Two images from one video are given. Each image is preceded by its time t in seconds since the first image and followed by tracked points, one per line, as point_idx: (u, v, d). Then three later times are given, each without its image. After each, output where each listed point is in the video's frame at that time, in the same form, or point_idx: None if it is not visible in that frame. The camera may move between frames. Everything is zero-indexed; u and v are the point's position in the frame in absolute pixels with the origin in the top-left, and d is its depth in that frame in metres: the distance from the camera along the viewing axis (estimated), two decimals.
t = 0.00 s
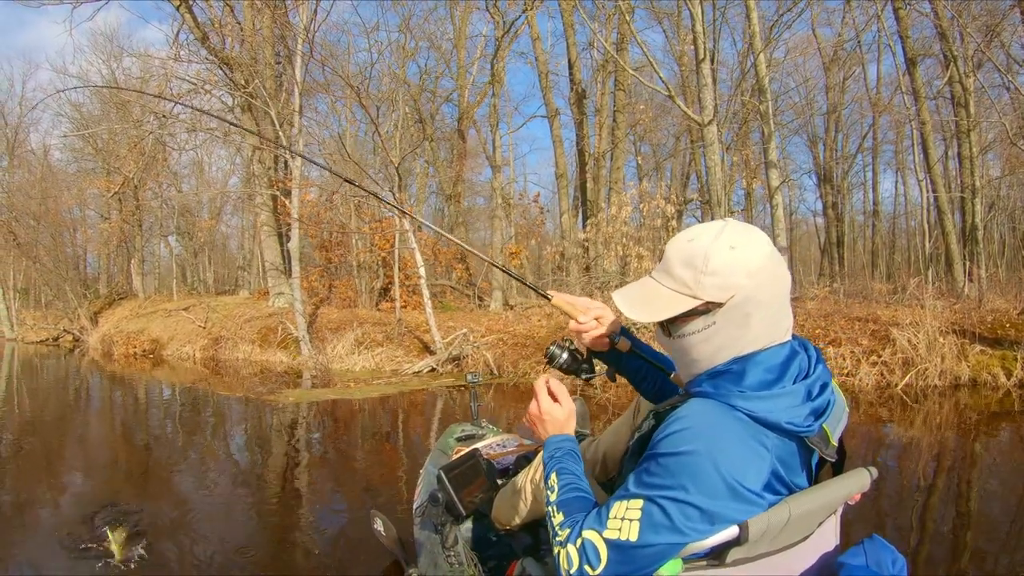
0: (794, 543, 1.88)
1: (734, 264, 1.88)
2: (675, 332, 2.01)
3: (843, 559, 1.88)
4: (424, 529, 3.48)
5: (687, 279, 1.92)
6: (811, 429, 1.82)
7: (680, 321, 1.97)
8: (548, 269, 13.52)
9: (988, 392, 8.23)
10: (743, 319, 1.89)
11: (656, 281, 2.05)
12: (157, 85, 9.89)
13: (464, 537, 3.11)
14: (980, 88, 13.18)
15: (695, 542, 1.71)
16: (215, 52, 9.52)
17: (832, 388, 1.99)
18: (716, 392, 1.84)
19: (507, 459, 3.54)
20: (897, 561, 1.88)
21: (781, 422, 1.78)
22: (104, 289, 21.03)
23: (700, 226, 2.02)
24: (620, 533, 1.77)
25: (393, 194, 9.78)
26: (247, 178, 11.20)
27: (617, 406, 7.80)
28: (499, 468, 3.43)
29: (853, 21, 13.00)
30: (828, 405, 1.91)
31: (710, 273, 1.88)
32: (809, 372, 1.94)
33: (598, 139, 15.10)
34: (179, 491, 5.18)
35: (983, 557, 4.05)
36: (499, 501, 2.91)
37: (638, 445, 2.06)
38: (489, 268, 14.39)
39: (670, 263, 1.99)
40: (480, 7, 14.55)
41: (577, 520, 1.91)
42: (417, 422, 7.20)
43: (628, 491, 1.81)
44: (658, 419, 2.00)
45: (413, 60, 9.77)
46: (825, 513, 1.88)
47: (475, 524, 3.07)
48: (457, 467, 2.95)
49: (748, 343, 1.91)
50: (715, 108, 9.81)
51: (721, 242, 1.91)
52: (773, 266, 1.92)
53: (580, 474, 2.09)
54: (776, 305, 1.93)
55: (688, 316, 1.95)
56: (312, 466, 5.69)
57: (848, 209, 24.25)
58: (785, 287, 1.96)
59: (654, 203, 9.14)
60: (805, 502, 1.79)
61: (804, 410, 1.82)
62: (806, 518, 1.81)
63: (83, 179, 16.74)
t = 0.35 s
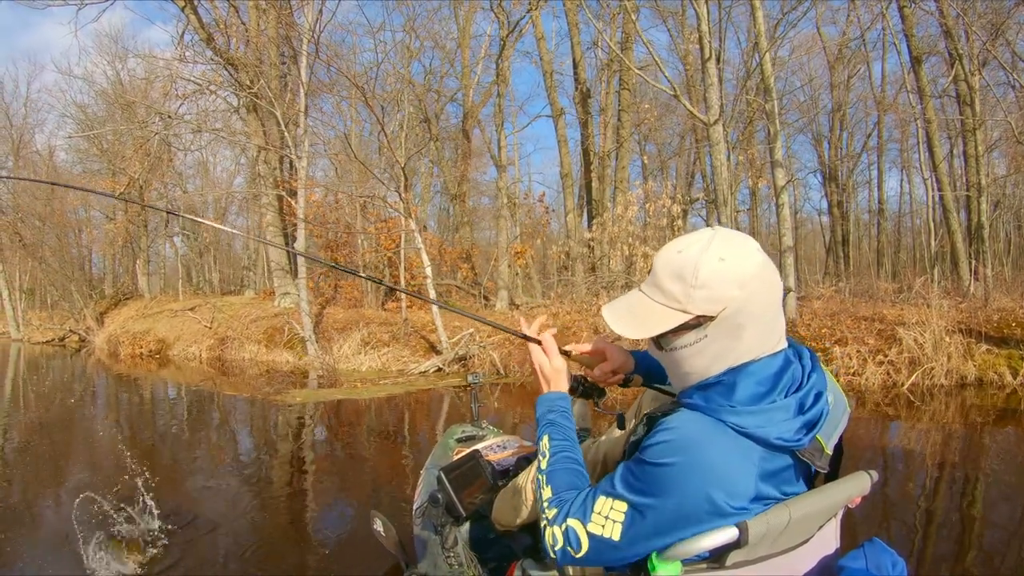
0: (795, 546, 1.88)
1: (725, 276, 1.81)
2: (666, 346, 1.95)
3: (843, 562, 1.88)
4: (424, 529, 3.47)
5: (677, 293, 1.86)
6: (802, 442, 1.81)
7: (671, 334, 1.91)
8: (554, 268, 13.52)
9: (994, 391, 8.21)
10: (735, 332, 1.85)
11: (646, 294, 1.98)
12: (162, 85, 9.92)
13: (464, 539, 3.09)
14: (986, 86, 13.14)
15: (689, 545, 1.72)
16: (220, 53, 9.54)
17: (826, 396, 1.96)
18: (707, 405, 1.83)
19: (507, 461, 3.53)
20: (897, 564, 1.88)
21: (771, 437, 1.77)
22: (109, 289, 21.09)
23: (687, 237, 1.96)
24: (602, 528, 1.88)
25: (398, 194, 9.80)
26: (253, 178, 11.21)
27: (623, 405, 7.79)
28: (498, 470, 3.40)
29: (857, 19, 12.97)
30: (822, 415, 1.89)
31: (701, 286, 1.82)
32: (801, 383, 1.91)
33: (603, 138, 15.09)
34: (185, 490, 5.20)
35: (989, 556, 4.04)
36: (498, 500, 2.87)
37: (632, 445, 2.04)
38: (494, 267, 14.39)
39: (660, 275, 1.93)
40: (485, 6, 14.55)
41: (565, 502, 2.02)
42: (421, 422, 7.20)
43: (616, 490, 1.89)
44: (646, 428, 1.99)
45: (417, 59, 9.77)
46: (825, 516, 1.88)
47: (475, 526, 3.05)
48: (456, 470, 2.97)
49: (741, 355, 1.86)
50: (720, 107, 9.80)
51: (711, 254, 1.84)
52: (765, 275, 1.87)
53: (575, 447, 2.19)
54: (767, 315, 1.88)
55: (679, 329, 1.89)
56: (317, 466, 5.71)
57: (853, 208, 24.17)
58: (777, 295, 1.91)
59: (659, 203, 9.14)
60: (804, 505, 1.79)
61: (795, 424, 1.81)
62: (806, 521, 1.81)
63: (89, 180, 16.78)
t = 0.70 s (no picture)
0: (795, 547, 1.88)
1: (707, 285, 1.83)
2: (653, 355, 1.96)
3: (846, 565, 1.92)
4: (424, 531, 3.43)
5: (660, 302, 1.87)
6: (785, 454, 1.79)
7: (656, 343, 1.92)
8: (557, 267, 13.51)
9: (999, 386, 8.20)
10: (719, 338, 1.86)
11: (631, 303, 1.98)
12: (164, 87, 9.93)
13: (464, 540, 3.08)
14: (988, 81, 13.11)
15: (694, 545, 1.66)
16: (222, 54, 9.56)
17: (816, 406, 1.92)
18: (691, 415, 1.81)
19: (508, 462, 3.53)
20: (898, 567, 1.90)
21: (753, 449, 1.76)
22: (113, 291, 21.13)
23: (670, 246, 1.97)
24: (591, 509, 1.97)
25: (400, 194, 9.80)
26: (256, 179, 11.22)
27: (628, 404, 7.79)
28: (500, 471, 3.41)
29: (859, 15, 12.96)
30: (808, 426, 1.86)
31: (683, 295, 1.83)
32: (788, 394, 1.87)
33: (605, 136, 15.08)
34: (190, 492, 5.23)
35: (995, 553, 4.04)
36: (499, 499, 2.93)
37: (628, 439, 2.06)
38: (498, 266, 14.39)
39: (643, 285, 1.94)
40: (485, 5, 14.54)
41: (569, 476, 2.10)
42: (426, 421, 7.21)
43: (607, 477, 1.93)
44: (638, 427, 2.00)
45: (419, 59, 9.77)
46: (826, 517, 1.87)
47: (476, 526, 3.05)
48: (457, 471, 3.06)
49: (727, 361, 1.88)
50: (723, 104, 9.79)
51: (692, 262, 1.85)
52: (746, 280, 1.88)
53: (600, 429, 2.27)
54: (750, 321, 1.89)
55: (664, 338, 1.91)
56: (322, 466, 5.72)
57: (856, 204, 24.15)
58: (761, 299, 1.92)
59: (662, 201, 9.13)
60: (806, 507, 1.77)
61: (779, 435, 1.80)
62: (806, 524, 1.80)
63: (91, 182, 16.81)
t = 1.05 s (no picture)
0: (796, 549, 1.88)
1: (694, 289, 1.83)
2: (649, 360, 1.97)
3: (848, 567, 1.90)
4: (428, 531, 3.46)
5: (651, 309, 1.89)
6: (781, 458, 1.79)
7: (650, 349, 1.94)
8: (558, 265, 13.50)
9: (1002, 380, 8.20)
10: (712, 343, 1.86)
11: (625, 310, 2.01)
12: (163, 88, 9.93)
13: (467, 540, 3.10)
14: (987, 74, 13.10)
15: (696, 546, 1.67)
16: (220, 55, 9.56)
17: (812, 408, 1.91)
18: (686, 420, 1.80)
19: (511, 462, 3.54)
20: (901, 569, 1.87)
21: (748, 452, 1.75)
22: (113, 294, 21.12)
23: (661, 252, 1.98)
24: (596, 513, 1.97)
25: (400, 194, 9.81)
26: (256, 181, 11.22)
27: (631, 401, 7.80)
28: (503, 471, 3.39)
29: (857, 9, 12.94)
30: (805, 429, 1.85)
31: (672, 300, 1.85)
32: (784, 397, 1.86)
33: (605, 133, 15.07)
34: (194, 492, 5.25)
35: (997, 546, 4.05)
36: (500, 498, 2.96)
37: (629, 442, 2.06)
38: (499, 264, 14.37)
39: (635, 293, 1.95)
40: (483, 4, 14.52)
41: (576, 481, 2.11)
42: (430, 421, 7.22)
43: (609, 482, 1.93)
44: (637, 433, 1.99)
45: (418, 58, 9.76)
46: (827, 520, 1.87)
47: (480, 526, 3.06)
48: (460, 471, 2.96)
49: (721, 365, 1.87)
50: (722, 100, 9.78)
51: (680, 267, 1.86)
52: (739, 284, 1.87)
53: (609, 434, 2.29)
54: (743, 324, 1.88)
55: (657, 344, 1.92)
56: (325, 466, 5.73)
57: (855, 198, 24.14)
58: (754, 303, 1.91)
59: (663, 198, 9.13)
60: (808, 508, 1.78)
61: (774, 439, 1.79)
62: (808, 526, 1.80)
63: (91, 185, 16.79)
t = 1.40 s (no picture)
0: (802, 544, 1.88)
1: (681, 295, 1.84)
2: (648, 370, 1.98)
3: (850, 564, 1.90)
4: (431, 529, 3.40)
5: (641, 320, 1.89)
6: (786, 452, 1.79)
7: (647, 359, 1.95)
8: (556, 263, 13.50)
9: (1000, 375, 8.23)
10: (706, 343, 1.86)
11: (614, 326, 2.01)
12: (158, 89, 9.90)
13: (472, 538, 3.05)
14: (982, 70, 13.13)
15: (701, 542, 1.67)
16: (216, 55, 9.53)
17: (813, 400, 1.90)
18: (689, 422, 1.80)
19: (514, 460, 3.53)
20: (905, 565, 1.86)
21: (753, 449, 1.75)
22: (110, 296, 21.06)
23: (638, 263, 1.99)
24: (605, 522, 1.97)
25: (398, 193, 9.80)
26: (253, 181, 11.19)
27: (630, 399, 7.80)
28: (507, 469, 3.41)
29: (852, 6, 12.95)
30: (807, 422, 1.84)
31: (662, 309, 1.85)
32: (785, 391, 1.86)
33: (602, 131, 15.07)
34: (194, 493, 5.24)
35: (997, 539, 4.07)
36: (504, 496, 3.01)
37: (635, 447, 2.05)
38: (497, 263, 14.35)
39: (621, 307, 1.96)
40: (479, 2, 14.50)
41: (583, 490, 2.11)
42: (430, 420, 7.21)
43: (616, 490, 1.93)
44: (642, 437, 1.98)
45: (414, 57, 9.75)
46: (832, 515, 1.87)
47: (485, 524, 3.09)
48: (463, 469, 3.03)
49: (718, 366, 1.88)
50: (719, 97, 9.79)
51: (663, 274, 1.87)
52: (722, 283, 1.88)
53: (617, 440, 2.27)
54: (734, 319, 1.89)
55: (653, 352, 1.93)
56: (325, 466, 5.73)
57: (851, 195, 24.17)
58: (741, 300, 1.92)
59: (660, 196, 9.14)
60: (811, 503, 1.77)
61: (778, 434, 1.78)
62: (813, 520, 1.80)
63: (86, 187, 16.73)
